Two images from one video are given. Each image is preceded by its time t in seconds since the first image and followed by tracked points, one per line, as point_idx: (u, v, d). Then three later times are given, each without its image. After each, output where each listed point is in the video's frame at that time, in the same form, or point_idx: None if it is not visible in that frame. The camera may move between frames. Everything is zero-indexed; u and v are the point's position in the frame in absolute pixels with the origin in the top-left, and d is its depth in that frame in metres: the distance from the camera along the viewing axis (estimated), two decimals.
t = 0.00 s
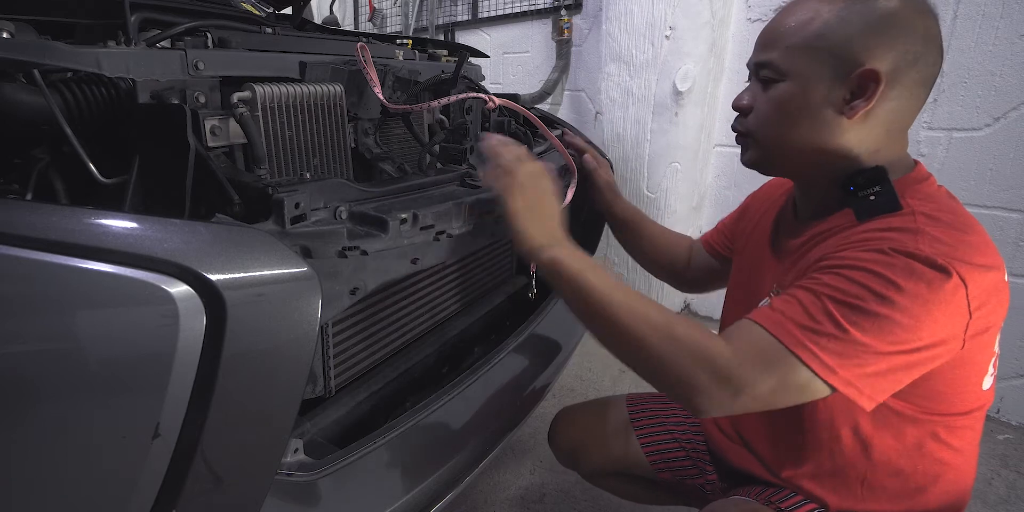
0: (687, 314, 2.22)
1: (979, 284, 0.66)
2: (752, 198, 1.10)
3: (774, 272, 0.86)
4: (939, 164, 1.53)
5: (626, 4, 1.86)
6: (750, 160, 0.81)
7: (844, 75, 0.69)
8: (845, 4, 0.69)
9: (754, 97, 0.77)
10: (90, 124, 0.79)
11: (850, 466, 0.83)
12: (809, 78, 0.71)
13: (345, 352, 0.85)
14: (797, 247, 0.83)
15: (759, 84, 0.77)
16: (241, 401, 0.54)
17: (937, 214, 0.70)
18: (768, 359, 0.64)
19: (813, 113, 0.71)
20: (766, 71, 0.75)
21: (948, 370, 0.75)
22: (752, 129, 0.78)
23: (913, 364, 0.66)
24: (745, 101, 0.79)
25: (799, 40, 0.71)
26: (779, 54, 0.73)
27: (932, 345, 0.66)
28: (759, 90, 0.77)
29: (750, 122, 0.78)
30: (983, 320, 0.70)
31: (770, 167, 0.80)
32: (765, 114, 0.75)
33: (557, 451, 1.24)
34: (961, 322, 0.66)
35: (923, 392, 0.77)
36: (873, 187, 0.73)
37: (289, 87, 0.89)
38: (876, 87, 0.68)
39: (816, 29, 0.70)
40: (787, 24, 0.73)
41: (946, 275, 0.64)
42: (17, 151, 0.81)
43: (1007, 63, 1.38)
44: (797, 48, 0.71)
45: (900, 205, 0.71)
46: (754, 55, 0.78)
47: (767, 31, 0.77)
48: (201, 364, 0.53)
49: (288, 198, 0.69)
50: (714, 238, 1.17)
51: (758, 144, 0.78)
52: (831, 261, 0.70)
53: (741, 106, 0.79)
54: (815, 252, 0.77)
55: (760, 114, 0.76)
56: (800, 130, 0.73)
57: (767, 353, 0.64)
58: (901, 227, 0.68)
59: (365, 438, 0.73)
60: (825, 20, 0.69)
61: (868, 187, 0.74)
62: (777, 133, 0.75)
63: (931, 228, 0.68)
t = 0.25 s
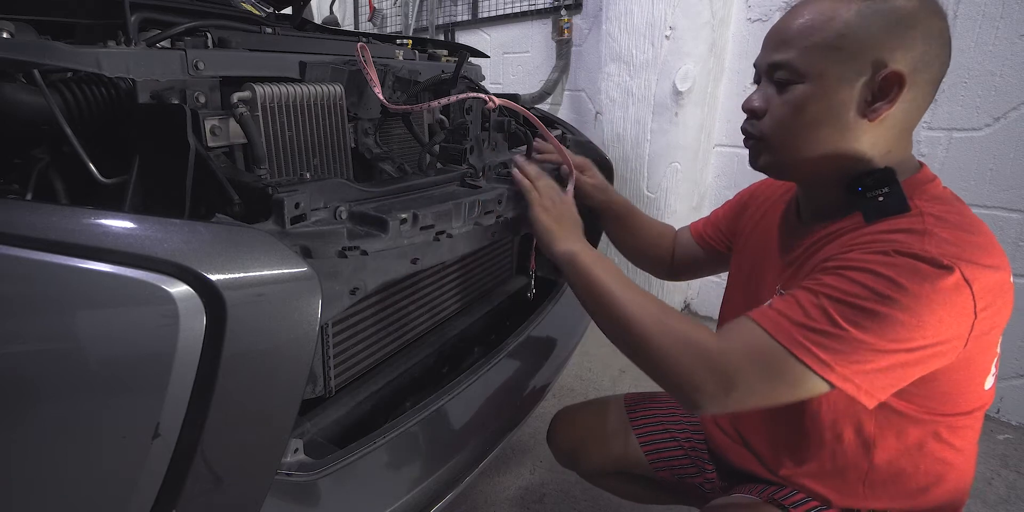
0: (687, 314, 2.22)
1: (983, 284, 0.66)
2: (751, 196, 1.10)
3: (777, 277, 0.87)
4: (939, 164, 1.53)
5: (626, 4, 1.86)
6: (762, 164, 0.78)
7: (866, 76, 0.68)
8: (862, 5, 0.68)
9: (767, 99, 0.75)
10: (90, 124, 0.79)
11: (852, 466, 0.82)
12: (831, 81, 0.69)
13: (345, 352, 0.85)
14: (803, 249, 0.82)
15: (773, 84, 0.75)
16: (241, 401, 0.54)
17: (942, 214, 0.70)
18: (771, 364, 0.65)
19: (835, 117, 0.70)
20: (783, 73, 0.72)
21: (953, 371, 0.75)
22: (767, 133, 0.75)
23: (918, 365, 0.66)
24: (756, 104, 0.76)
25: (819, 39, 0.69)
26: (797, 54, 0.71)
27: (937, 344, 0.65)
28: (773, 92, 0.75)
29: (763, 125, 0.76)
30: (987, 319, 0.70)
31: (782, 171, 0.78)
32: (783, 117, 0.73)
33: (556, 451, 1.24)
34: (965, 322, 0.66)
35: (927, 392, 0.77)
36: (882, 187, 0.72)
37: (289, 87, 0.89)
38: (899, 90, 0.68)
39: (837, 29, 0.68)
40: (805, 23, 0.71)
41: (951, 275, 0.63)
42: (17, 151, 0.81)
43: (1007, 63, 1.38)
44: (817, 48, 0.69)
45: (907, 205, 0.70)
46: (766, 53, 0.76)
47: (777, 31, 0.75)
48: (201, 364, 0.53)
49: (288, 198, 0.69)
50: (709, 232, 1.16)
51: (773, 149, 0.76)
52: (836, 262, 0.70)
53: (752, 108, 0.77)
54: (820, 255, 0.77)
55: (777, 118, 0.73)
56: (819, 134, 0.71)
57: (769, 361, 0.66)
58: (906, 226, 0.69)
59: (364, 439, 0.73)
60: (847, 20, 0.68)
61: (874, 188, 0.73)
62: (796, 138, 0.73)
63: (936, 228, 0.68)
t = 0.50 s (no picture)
0: (687, 314, 2.21)
1: (987, 293, 0.66)
2: (744, 195, 1.11)
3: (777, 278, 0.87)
4: (939, 164, 1.53)
5: (626, 4, 1.86)
6: (772, 172, 0.76)
7: (876, 81, 0.68)
8: (864, 11, 0.68)
9: (776, 104, 0.72)
10: (90, 124, 0.79)
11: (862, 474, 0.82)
12: (845, 87, 0.67)
13: (344, 352, 0.85)
14: (799, 253, 0.83)
15: (778, 88, 0.72)
16: (241, 401, 0.54)
17: (934, 221, 0.70)
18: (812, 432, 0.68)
19: (847, 122, 0.69)
20: (792, 77, 0.70)
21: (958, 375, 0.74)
22: (778, 139, 0.73)
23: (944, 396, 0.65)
24: (763, 111, 0.73)
25: (829, 43, 0.67)
26: (807, 58, 0.69)
27: (958, 369, 0.65)
28: (779, 98, 0.72)
29: (772, 131, 0.73)
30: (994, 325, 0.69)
31: (789, 179, 0.76)
32: (796, 123, 0.70)
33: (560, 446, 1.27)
34: (976, 337, 0.65)
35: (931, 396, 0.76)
36: (874, 194, 0.72)
37: (289, 87, 0.89)
38: (906, 96, 0.68)
39: (847, 33, 0.67)
40: (814, 26, 0.69)
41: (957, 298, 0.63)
42: (17, 151, 0.81)
43: (1007, 63, 1.38)
44: (829, 52, 0.67)
45: (899, 211, 0.70)
46: (769, 58, 0.74)
47: (778, 36, 0.73)
48: (201, 364, 0.53)
49: (288, 198, 0.69)
50: (701, 222, 1.17)
51: (784, 156, 0.73)
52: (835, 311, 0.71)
53: (759, 114, 0.74)
54: (824, 266, 0.77)
55: (788, 124, 0.71)
56: (832, 140, 0.70)
57: (761, 442, 0.70)
58: (901, 238, 0.68)
59: (364, 439, 0.74)
60: (857, 25, 0.67)
61: (866, 195, 0.73)
62: (810, 145, 0.71)
63: (931, 237, 0.67)
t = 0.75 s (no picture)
0: (687, 314, 2.21)
1: (999, 300, 0.66)
2: (732, 203, 1.13)
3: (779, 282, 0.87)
4: (939, 164, 1.53)
5: (626, 5, 1.86)
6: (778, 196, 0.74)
7: (874, 96, 0.67)
8: (854, 25, 0.67)
9: (775, 126, 0.71)
10: (91, 124, 0.79)
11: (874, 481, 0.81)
12: (844, 106, 0.66)
13: (345, 351, 0.85)
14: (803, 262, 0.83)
15: (777, 110, 0.71)
16: (241, 401, 0.54)
17: (943, 232, 0.71)
18: (834, 456, 0.69)
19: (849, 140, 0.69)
20: (789, 100, 0.69)
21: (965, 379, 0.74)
22: (782, 161, 0.71)
23: (965, 410, 0.66)
24: (764, 133, 0.71)
25: (826, 62, 0.66)
26: (805, 78, 0.67)
27: (976, 381, 0.65)
28: (778, 121, 0.71)
29: (775, 154, 0.71)
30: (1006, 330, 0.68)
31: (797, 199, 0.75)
32: (800, 146, 0.69)
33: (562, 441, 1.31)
34: (995, 347, 0.66)
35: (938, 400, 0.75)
36: (878, 204, 0.72)
37: (289, 87, 0.89)
38: (903, 109, 0.68)
39: (841, 50, 0.66)
40: (805, 47, 0.68)
41: (970, 310, 0.63)
42: (17, 151, 0.81)
43: (1008, 63, 1.38)
44: (827, 71, 0.66)
45: (904, 222, 0.71)
46: (761, 80, 0.72)
47: (768, 56, 0.71)
48: (201, 364, 0.53)
49: (288, 198, 0.69)
50: (688, 234, 1.20)
51: (793, 180, 0.72)
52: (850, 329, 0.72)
53: (759, 138, 0.72)
54: (829, 279, 0.78)
55: (792, 147, 0.70)
56: (836, 158, 0.69)
57: (773, 463, 0.71)
58: (912, 251, 0.69)
59: (364, 439, 0.74)
60: (848, 42, 0.66)
61: (871, 205, 0.72)
62: (817, 166, 0.70)
63: (943, 248, 0.68)
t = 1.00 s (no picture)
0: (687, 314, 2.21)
1: (1004, 308, 0.66)
2: (725, 207, 1.12)
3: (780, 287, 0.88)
4: (939, 164, 1.53)
5: (626, 4, 1.86)
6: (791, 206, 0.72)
7: (882, 100, 0.67)
8: (857, 29, 0.66)
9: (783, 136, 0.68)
10: (91, 124, 0.79)
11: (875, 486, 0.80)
12: (855, 113, 0.65)
13: (345, 351, 0.85)
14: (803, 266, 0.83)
15: (784, 121, 0.68)
16: (241, 401, 0.54)
17: (945, 239, 0.70)
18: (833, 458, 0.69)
19: (857, 146, 0.68)
20: (800, 108, 0.66)
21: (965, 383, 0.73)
22: (795, 171, 0.69)
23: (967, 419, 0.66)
24: (773, 144, 0.69)
25: (834, 68, 0.65)
26: (815, 85, 0.65)
27: (977, 389, 0.65)
28: (784, 130, 0.68)
29: (785, 164, 0.69)
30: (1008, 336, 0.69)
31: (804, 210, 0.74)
32: (812, 156, 0.67)
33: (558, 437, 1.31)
34: (996, 354, 0.66)
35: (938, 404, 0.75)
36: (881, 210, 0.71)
37: (289, 87, 0.89)
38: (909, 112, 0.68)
39: (849, 55, 0.65)
40: (812, 53, 0.66)
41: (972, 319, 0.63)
42: (17, 151, 0.81)
43: (1008, 63, 1.38)
44: (836, 77, 0.65)
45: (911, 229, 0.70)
46: (767, 88, 0.69)
47: (767, 64, 0.70)
48: (201, 364, 0.53)
49: (288, 198, 0.69)
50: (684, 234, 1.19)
51: (803, 190, 0.70)
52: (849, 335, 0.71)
53: (768, 148, 0.69)
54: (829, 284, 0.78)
55: (804, 157, 0.68)
56: (847, 164, 0.68)
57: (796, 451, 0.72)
58: (915, 259, 0.68)
59: (364, 439, 0.74)
60: (854, 48, 0.65)
61: (876, 212, 0.71)
62: (828, 175, 0.68)
63: (946, 256, 0.68)
